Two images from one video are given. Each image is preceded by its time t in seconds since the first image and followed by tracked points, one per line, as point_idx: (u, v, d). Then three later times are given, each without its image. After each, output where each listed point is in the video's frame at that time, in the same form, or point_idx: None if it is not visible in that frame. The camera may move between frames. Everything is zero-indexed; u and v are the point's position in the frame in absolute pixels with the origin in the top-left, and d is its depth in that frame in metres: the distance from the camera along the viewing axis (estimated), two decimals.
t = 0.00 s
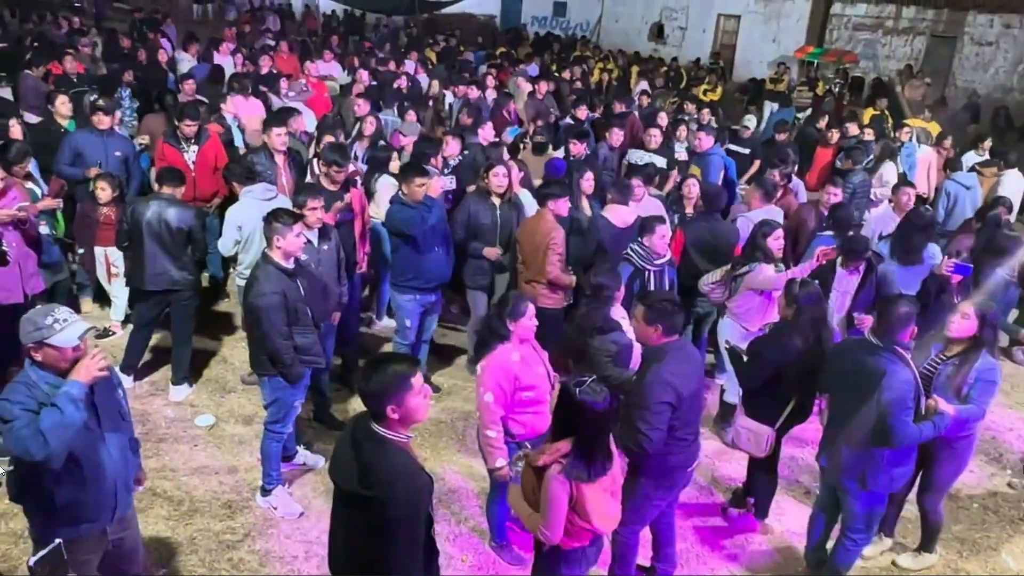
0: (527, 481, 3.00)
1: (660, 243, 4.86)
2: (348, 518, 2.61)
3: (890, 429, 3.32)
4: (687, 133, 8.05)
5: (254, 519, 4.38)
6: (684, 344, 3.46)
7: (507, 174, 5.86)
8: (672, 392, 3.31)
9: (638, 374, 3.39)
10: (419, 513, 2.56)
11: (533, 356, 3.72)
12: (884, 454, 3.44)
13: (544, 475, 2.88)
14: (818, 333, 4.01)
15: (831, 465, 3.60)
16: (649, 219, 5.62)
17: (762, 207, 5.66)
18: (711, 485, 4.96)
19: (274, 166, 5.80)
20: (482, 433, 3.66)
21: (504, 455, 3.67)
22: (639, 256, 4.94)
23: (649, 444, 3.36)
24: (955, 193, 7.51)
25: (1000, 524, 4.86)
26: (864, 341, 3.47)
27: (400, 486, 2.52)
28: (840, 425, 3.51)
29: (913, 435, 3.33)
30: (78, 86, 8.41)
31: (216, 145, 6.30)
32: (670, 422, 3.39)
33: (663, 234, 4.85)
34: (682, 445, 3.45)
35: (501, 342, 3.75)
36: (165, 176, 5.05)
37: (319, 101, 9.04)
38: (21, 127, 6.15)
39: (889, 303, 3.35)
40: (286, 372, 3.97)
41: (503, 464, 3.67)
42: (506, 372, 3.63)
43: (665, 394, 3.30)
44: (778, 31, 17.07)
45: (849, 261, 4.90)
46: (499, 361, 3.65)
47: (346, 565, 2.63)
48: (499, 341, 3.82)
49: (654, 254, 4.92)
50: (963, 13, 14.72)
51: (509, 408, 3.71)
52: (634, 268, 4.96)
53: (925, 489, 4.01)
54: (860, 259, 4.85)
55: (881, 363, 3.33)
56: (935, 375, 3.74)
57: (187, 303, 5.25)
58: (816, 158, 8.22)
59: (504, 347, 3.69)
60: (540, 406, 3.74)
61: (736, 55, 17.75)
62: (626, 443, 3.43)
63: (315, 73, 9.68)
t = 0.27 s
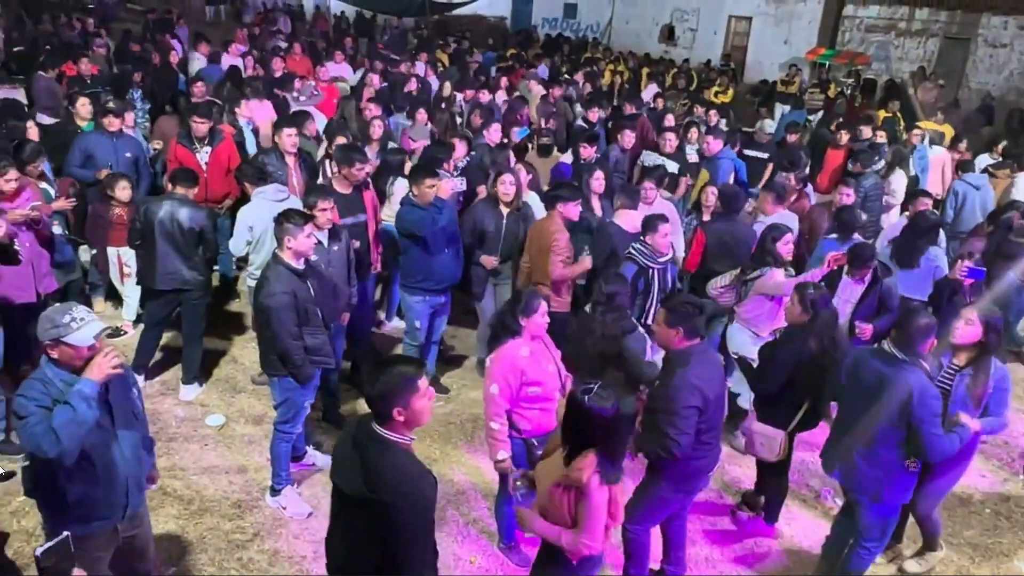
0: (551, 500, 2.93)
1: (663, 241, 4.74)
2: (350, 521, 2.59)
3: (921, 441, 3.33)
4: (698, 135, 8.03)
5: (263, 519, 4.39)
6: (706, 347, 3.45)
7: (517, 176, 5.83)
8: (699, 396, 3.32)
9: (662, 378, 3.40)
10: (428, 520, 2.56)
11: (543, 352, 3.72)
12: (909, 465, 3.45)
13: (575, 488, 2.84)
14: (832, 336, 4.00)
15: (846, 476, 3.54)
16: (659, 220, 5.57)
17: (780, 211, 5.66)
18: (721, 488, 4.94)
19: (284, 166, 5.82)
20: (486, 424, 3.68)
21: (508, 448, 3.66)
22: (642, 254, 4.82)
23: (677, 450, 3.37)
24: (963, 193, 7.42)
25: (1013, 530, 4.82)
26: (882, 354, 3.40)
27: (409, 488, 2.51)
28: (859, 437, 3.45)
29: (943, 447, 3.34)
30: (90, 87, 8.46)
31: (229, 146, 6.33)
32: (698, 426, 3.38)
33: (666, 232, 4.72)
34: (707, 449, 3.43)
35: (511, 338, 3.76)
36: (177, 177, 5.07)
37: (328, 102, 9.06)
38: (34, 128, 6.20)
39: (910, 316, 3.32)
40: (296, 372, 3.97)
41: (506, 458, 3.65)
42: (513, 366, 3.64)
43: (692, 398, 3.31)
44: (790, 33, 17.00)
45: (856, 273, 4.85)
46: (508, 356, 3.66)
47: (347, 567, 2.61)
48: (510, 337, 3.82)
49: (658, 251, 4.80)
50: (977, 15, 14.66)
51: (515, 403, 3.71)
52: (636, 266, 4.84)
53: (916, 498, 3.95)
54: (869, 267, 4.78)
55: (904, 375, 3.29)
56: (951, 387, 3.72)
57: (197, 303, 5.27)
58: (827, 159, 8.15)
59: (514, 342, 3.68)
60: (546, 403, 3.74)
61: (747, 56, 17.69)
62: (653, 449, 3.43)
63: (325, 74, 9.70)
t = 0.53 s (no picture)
0: (579, 499, 2.89)
1: (671, 239, 4.74)
2: (338, 513, 2.61)
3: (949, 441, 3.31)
4: (707, 136, 8.01)
5: (271, 519, 4.39)
6: (717, 348, 3.44)
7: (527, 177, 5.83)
8: (708, 397, 3.31)
9: (673, 379, 3.39)
10: (411, 522, 2.55)
11: (552, 349, 3.75)
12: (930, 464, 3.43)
13: (603, 479, 2.83)
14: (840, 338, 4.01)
15: (864, 481, 3.50)
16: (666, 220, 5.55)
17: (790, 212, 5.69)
18: (729, 491, 4.92)
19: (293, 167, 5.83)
20: (496, 418, 3.67)
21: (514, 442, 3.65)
22: (652, 251, 4.81)
23: (685, 450, 3.35)
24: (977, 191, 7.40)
25: None
26: (896, 358, 3.36)
27: (395, 486, 2.50)
28: (879, 441, 3.41)
29: (971, 446, 3.34)
30: (101, 88, 8.50)
31: (239, 147, 6.33)
32: (706, 428, 3.37)
33: (675, 230, 4.72)
34: (713, 452, 3.42)
35: (523, 333, 3.77)
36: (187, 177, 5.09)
37: (335, 103, 9.08)
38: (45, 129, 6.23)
39: (921, 316, 3.29)
40: (305, 373, 3.97)
41: (513, 451, 3.65)
42: (523, 359, 3.65)
43: (702, 400, 3.30)
44: (799, 34, 16.97)
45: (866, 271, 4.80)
46: (518, 351, 3.67)
47: (342, 560, 2.62)
48: (520, 333, 3.83)
49: (666, 249, 4.80)
50: (988, 16, 14.59)
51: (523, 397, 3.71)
52: (644, 264, 4.82)
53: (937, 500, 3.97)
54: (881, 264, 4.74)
55: (922, 377, 3.27)
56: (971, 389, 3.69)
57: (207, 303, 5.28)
58: (836, 161, 8.15)
59: (523, 338, 3.71)
60: (553, 400, 3.72)
61: (757, 57, 17.64)
62: (660, 450, 3.42)
63: (334, 75, 9.72)
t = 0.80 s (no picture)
0: (603, 509, 2.90)
1: (691, 246, 4.71)
2: (327, 502, 2.62)
3: (957, 449, 3.32)
4: (721, 138, 7.98)
5: (285, 518, 4.41)
6: (727, 354, 3.42)
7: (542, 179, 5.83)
8: (712, 404, 3.29)
9: (679, 385, 3.37)
10: (394, 512, 2.52)
11: (569, 346, 3.75)
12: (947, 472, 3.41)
13: (624, 486, 2.82)
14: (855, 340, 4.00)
15: (875, 489, 3.47)
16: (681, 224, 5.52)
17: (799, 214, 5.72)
18: (743, 495, 4.90)
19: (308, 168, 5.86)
20: (509, 410, 3.69)
21: (530, 434, 3.68)
22: (670, 256, 4.78)
23: (685, 454, 3.35)
24: (1001, 190, 7.37)
25: None
26: (912, 365, 3.32)
27: (379, 476, 2.50)
28: (891, 449, 3.39)
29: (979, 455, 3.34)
30: (118, 90, 8.57)
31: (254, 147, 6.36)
32: (710, 434, 3.37)
33: (694, 237, 4.70)
34: (718, 458, 3.42)
35: (540, 329, 3.77)
36: (202, 178, 5.12)
37: (347, 102, 9.09)
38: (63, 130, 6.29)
39: (938, 324, 3.27)
40: (318, 373, 3.99)
41: (528, 442, 3.69)
42: (538, 355, 3.66)
43: (705, 407, 3.28)
44: (815, 36, 16.88)
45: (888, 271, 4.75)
46: (536, 346, 3.67)
47: (330, 545, 2.63)
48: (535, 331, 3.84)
49: (684, 256, 4.77)
50: (1006, 17, 14.46)
51: (539, 391, 3.72)
52: (660, 267, 4.79)
53: (966, 507, 3.94)
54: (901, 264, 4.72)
55: (937, 385, 3.25)
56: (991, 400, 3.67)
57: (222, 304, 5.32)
58: (850, 161, 8.10)
59: (541, 333, 3.72)
60: (567, 397, 3.73)
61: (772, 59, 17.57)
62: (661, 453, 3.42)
63: (347, 77, 9.75)
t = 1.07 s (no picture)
0: (601, 491, 2.98)
1: (703, 248, 4.68)
2: (335, 500, 2.63)
3: (970, 452, 3.26)
4: (737, 138, 7.95)
5: (299, 517, 4.43)
6: (742, 355, 3.41)
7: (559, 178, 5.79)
8: (723, 406, 3.26)
9: (691, 384, 3.36)
10: (395, 508, 2.51)
11: (586, 345, 3.74)
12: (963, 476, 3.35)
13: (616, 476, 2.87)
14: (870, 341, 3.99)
15: (888, 485, 3.48)
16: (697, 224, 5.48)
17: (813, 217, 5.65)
18: (758, 497, 4.87)
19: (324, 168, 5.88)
20: (523, 405, 3.70)
21: (540, 431, 3.70)
22: (682, 258, 4.76)
23: (696, 455, 3.32)
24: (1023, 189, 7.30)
25: None
26: (932, 363, 3.30)
27: (381, 471, 2.50)
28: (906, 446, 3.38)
29: (996, 459, 3.27)
30: (135, 91, 8.64)
31: (270, 148, 6.42)
32: (722, 437, 3.34)
33: (706, 238, 4.65)
34: (730, 461, 3.39)
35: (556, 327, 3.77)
36: (218, 179, 5.15)
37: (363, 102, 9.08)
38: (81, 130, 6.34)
39: (961, 322, 3.24)
40: (333, 373, 4.00)
41: (537, 440, 3.70)
42: (554, 352, 3.66)
43: (715, 407, 3.26)
44: (831, 36, 16.77)
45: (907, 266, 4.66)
46: (551, 343, 3.68)
47: (333, 540, 2.65)
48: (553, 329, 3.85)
49: (697, 257, 4.74)
50: None
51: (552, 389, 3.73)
52: (672, 269, 4.77)
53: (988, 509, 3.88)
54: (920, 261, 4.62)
55: (953, 385, 3.21)
56: (1003, 394, 3.66)
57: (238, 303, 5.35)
58: (864, 161, 8.03)
59: (558, 331, 3.72)
60: (580, 396, 3.72)
61: (787, 59, 17.49)
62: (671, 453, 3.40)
63: (363, 77, 9.78)
